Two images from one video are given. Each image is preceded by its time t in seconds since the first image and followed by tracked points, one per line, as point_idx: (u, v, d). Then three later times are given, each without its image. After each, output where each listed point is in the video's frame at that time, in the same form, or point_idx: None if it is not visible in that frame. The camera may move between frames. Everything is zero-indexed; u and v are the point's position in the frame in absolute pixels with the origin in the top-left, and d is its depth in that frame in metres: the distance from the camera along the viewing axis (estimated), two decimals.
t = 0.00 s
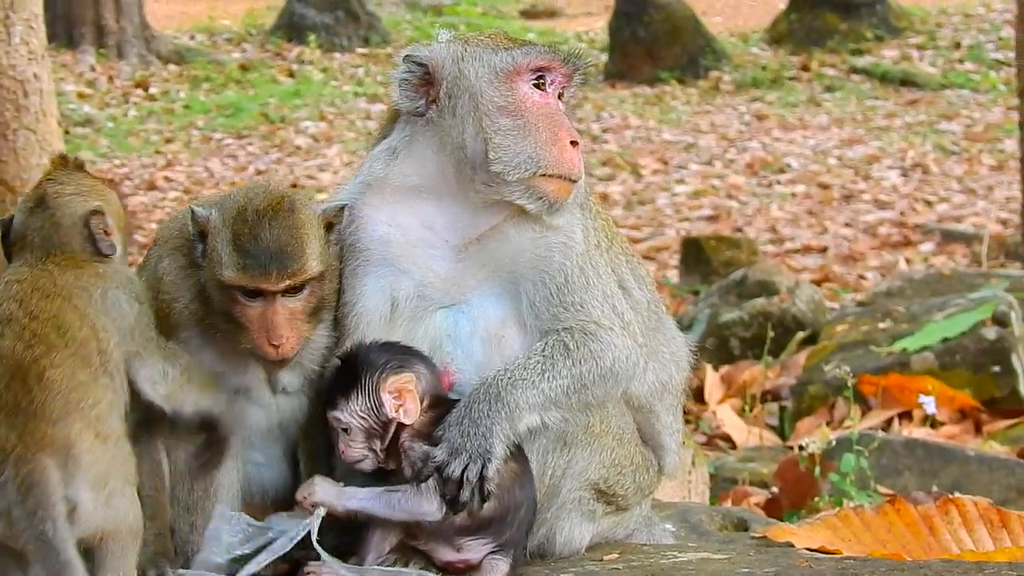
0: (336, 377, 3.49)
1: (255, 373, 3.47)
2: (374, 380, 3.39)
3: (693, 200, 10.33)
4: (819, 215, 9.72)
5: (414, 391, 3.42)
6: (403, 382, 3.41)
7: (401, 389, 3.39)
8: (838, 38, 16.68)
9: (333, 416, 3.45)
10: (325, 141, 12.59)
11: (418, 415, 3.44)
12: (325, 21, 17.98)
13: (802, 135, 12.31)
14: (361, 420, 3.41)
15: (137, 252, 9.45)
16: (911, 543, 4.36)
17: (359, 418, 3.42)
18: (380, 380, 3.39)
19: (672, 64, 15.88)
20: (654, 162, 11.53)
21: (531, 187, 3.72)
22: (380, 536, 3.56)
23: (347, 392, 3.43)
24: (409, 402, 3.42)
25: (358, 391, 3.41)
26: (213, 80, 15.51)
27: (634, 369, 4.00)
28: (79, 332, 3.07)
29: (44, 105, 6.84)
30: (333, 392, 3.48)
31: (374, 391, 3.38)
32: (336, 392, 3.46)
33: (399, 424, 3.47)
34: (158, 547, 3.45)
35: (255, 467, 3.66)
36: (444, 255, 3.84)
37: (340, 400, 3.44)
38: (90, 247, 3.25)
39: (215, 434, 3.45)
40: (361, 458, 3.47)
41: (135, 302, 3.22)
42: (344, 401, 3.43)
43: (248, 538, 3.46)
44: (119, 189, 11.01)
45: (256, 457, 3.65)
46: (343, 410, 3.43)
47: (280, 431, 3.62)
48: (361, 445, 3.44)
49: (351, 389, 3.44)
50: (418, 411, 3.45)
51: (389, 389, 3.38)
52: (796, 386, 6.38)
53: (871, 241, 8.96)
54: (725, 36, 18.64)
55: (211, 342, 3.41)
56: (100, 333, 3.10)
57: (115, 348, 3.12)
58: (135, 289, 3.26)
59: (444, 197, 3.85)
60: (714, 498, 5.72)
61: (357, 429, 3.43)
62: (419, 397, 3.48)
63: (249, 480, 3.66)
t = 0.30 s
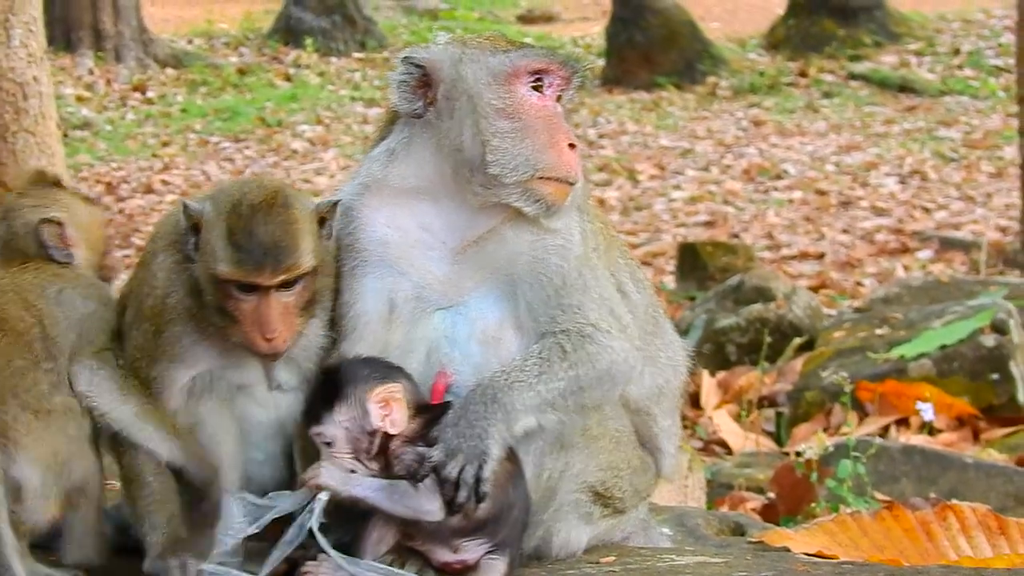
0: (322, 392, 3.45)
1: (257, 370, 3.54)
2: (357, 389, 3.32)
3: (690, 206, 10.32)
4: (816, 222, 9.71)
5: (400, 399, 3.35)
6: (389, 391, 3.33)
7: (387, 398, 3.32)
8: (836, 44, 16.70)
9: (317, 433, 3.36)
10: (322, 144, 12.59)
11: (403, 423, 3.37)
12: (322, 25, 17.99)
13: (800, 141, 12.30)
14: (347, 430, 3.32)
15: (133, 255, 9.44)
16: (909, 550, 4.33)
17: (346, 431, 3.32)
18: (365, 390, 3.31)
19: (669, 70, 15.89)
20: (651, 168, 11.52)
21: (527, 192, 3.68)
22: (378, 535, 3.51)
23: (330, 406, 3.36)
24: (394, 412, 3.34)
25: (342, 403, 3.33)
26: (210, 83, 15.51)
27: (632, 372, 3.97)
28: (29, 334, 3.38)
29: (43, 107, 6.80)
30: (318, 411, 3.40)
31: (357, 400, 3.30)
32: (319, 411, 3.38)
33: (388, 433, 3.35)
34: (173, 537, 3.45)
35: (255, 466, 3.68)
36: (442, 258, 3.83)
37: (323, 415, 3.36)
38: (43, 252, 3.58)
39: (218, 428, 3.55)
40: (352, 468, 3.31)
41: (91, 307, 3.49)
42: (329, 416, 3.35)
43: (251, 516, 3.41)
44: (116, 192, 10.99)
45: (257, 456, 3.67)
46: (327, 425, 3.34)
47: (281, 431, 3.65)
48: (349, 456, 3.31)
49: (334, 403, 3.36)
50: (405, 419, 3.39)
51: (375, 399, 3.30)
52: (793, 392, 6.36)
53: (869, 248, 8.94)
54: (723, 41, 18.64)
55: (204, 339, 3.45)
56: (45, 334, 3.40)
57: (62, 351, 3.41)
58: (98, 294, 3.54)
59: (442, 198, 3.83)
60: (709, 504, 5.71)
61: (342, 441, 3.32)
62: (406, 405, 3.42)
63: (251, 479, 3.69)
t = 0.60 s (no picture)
0: (364, 386, 3.51)
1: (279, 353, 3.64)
2: (405, 390, 3.38)
3: (727, 211, 10.28)
4: (853, 227, 9.66)
5: (446, 401, 3.43)
6: (435, 392, 3.41)
7: (434, 400, 3.40)
8: (875, 50, 16.62)
9: (358, 427, 3.43)
10: (359, 147, 12.65)
11: (449, 424, 3.46)
12: (360, 28, 18.07)
13: (838, 147, 12.24)
14: (389, 428, 3.39)
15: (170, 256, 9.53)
16: (944, 557, 4.28)
17: (387, 429, 3.39)
18: (412, 388, 3.38)
19: (707, 74, 15.86)
20: (688, 172, 11.50)
21: (563, 198, 3.66)
22: (411, 539, 3.52)
23: (374, 401, 3.43)
24: (439, 414, 3.43)
25: (388, 400, 3.40)
26: (248, 85, 15.61)
27: (667, 378, 3.96)
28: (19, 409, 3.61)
29: (82, 108, 6.81)
30: (359, 403, 3.47)
31: (404, 399, 3.37)
32: (363, 404, 3.44)
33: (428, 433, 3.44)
34: (210, 546, 3.58)
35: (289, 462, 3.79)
36: (477, 262, 3.82)
37: (367, 410, 3.43)
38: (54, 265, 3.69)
39: (252, 425, 3.64)
40: (386, 464, 3.40)
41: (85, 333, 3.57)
42: (372, 410, 3.41)
43: (284, 521, 3.50)
44: (154, 193, 11.09)
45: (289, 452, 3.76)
46: (370, 419, 3.41)
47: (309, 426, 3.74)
48: (387, 453, 3.41)
49: (379, 398, 3.43)
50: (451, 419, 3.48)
51: (421, 398, 3.37)
52: (828, 398, 6.34)
53: (907, 255, 8.89)
54: (761, 46, 18.58)
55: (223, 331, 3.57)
56: (38, 386, 3.59)
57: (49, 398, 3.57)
58: (107, 314, 3.61)
59: (477, 202, 3.81)
60: (743, 510, 5.68)
61: (382, 438, 3.40)
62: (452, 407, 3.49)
63: (285, 474, 3.79)
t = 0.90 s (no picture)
0: (401, 385, 3.54)
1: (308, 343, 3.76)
2: (438, 393, 3.41)
3: (767, 215, 10.26)
4: (894, 232, 9.61)
5: (479, 402, 3.44)
6: (468, 392, 3.43)
7: (467, 401, 3.42)
8: (916, 55, 16.54)
9: (394, 429, 3.48)
10: (399, 150, 12.74)
11: (481, 426, 3.48)
12: (401, 31, 18.18)
13: (879, 151, 12.19)
14: (423, 432, 3.44)
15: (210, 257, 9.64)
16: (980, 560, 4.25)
17: (421, 433, 3.44)
18: (446, 392, 3.40)
19: (748, 78, 15.82)
20: (728, 176, 11.48)
21: (595, 201, 3.69)
22: (444, 541, 3.59)
23: (409, 404, 3.47)
24: (473, 414, 3.44)
25: (421, 404, 3.44)
26: (289, 88, 15.76)
27: (700, 379, 3.97)
28: (25, 405, 3.66)
29: (121, 109, 6.89)
30: (395, 404, 3.52)
31: (437, 403, 3.39)
32: (398, 406, 3.49)
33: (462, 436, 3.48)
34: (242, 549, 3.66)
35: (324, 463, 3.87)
36: (510, 265, 3.84)
37: (402, 414, 3.47)
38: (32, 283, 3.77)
39: (289, 422, 3.72)
40: (421, 469, 3.48)
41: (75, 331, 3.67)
42: (406, 414, 3.46)
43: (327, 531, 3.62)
44: (195, 196, 11.22)
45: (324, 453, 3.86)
46: (404, 423, 3.46)
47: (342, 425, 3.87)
48: (421, 457, 3.47)
49: (413, 401, 3.47)
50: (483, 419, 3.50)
51: (455, 400, 3.39)
52: (866, 402, 6.35)
53: (947, 259, 8.83)
54: (802, 51, 18.52)
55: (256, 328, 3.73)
56: (36, 386, 3.64)
57: (52, 397, 3.64)
58: (89, 322, 3.70)
59: (510, 206, 3.84)
60: (780, 512, 5.65)
61: (417, 441, 3.46)
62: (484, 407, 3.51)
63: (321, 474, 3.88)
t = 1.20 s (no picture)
0: (418, 377, 3.57)
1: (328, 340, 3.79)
2: (454, 386, 3.44)
3: (793, 215, 10.23)
4: (920, 232, 9.56)
5: (493, 398, 3.45)
6: (482, 387, 3.44)
7: (481, 397, 3.43)
8: (943, 54, 16.45)
9: (409, 419, 3.53)
10: (424, 149, 12.80)
11: (495, 422, 3.47)
12: (427, 30, 18.24)
13: (905, 151, 12.12)
14: (437, 425, 3.48)
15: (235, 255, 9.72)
16: (1000, 559, 4.23)
17: (434, 425, 3.48)
18: (460, 386, 3.43)
19: (774, 78, 15.78)
20: (754, 176, 11.46)
21: (613, 199, 3.69)
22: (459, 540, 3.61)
23: (424, 397, 3.50)
24: (486, 410, 3.45)
25: (436, 398, 3.48)
26: (315, 87, 15.86)
27: (717, 377, 3.97)
28: (26, 400, 3.71)
29: (146, 108, 6.96)
30: (410, 395, 3.55)
31: (451, 396, 3.43)
32: (414, 396, 3.53)
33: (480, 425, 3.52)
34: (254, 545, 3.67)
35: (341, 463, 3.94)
36: (527, 262, 3.86)
37: (417, 403, 3.52)
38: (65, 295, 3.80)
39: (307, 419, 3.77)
40: (436, 461, 3.55)
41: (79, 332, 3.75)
42: (421, 406, 3.50)
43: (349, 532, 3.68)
44: (221, 194, 11.32)
45: (343, 454, 3.94)
46: (419, 415, 3.50)
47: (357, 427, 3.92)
48: (435, 449, 3.52)
49: (427, 394, 3.51)
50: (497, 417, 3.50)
51: (468, 395, 3.41)
52: (890, 402, 6.36)
53: (973, 259, 8.78)
54: (828, 50, 18.46)
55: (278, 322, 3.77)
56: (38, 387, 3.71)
57: (55, 394, 3.71)
58: (97, 339, 3.75)
59: (528, 204, 3.87)
60: (802, 512, 5.64)
61: (430, 433, 3.50)
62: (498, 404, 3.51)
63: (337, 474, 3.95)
